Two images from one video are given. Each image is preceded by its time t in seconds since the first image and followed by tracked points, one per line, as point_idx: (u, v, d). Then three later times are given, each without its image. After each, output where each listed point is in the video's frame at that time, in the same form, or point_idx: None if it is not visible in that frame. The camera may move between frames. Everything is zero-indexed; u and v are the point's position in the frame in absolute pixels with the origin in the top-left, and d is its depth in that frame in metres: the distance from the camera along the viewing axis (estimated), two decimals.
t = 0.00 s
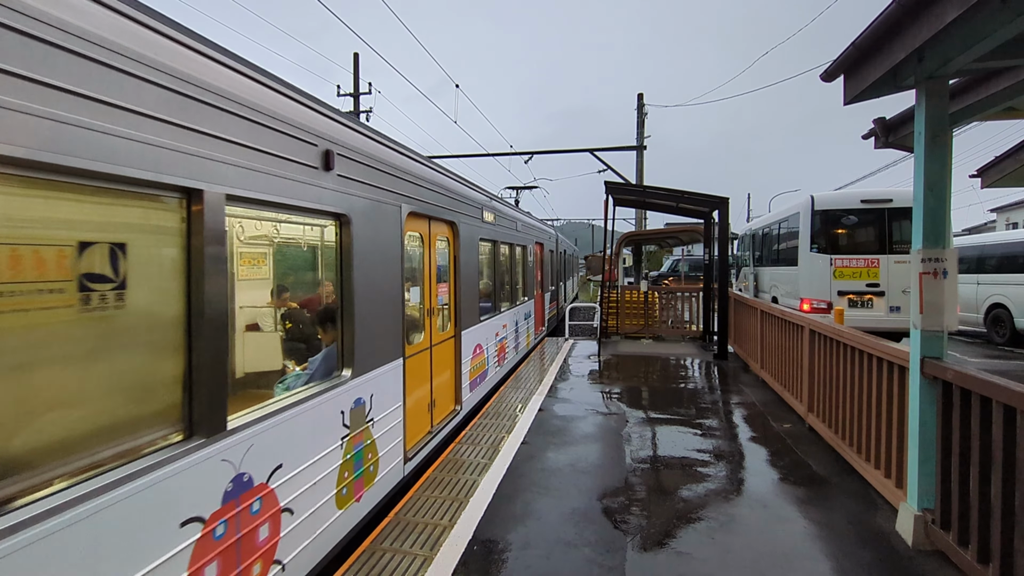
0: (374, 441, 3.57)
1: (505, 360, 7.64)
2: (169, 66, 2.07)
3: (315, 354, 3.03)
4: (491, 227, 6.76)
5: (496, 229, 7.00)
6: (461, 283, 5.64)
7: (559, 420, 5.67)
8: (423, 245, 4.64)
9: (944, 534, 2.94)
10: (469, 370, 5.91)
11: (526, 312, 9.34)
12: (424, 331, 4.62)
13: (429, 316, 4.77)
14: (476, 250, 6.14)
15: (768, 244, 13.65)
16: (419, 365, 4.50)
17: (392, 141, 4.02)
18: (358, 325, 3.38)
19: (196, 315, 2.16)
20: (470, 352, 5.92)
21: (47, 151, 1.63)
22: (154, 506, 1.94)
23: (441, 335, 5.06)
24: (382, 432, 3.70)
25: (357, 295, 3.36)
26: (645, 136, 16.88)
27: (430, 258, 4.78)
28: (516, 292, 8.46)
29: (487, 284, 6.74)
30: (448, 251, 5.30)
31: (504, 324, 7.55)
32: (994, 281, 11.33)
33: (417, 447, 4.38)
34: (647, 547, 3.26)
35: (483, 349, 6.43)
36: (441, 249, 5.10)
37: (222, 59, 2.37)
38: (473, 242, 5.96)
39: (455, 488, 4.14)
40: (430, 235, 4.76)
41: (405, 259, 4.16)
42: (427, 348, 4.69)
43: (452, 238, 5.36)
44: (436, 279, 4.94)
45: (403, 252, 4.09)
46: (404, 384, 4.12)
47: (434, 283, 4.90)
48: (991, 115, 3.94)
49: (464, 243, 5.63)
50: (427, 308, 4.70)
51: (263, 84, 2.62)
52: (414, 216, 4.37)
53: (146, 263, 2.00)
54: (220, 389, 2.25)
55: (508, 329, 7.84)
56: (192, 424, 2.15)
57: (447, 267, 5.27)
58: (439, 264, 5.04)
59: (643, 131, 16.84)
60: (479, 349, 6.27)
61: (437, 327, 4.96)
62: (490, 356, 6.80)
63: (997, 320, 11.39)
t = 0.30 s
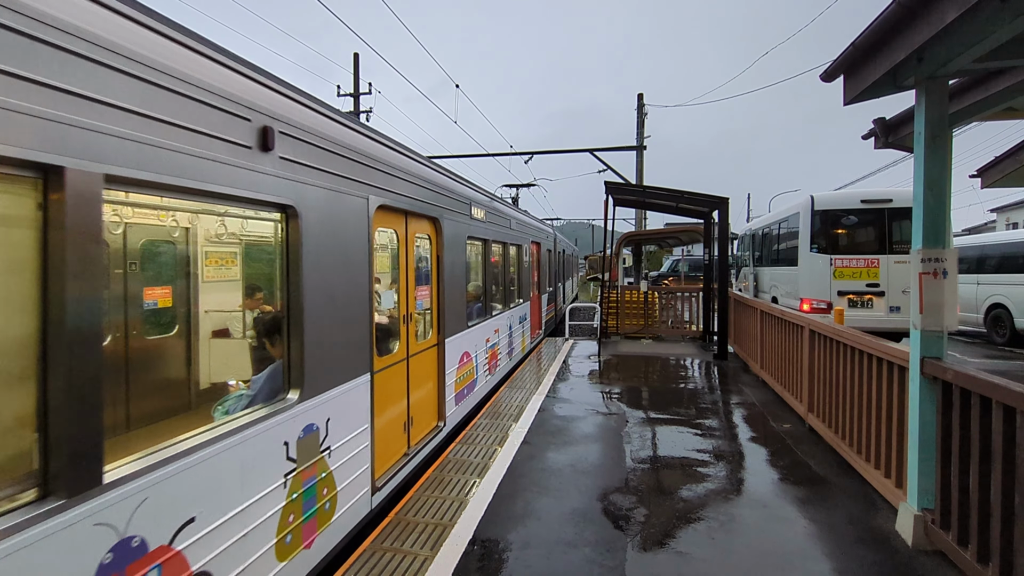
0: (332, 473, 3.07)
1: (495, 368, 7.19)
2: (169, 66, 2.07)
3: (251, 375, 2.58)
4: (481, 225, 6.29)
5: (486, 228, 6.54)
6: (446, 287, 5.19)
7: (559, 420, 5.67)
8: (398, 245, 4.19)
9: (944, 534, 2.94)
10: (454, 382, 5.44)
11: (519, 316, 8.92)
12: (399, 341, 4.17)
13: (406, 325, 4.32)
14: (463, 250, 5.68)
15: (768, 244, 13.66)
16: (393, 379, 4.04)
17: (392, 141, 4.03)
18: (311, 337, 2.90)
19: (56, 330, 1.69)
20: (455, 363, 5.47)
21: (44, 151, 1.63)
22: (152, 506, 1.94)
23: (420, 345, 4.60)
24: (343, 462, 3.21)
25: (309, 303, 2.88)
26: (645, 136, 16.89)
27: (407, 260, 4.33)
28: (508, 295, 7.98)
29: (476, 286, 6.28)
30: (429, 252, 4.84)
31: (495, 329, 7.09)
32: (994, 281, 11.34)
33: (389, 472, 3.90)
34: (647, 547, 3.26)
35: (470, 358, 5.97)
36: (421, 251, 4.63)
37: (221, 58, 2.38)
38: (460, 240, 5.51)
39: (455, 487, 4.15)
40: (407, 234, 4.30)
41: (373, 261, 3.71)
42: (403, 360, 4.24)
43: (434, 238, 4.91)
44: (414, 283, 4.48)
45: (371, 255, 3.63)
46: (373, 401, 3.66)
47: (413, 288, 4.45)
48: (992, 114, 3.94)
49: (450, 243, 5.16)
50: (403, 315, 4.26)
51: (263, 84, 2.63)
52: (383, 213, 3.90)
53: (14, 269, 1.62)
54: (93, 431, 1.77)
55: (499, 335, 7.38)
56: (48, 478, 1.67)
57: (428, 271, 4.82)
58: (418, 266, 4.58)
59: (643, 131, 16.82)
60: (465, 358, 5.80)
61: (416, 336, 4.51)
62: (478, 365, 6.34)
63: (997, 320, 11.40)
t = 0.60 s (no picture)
0: (272, 518, 2.55)
1: (487, 376, 6.65)
2: (170, 67, 2.07)
3: (176, 396, 2.15)
4: (470, 222, 5.78)
5: (477, 225, 6.03)
6: (429, 292, 4.66)
7: (559, 420, 5.67)
8: (366, 241, 3.61)
9: (944, 534, 2.94)
10: (438, 395, 4.86)
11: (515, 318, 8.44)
12: (367, 352, 3.60)
13: (377, 332, 3.75)
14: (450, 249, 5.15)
15: (768, 244, 13.67)
16: (358, 397, 3.48)
17: (393, 142, 4.03)
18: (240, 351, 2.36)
19: None
20: (439, 373, 4.90)
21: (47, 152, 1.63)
22: (153, 506, 1.94)
23: (396, 355, 4.03)
24: (288, 501, 2.68)
25: (236, 311, 2.34)
26: (645, 136, 16.90)
27: (380, 258, 3.78)
28: (502, 298, 7.46)
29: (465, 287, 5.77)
30: (408, 249, 4.29)
31: (487, 334, 6.54)
32: (994, 281, 11.34)
33: (353, 506, 3.32)
34: (647, 547, 3.26)
35: (458, 367, 5.41)
36: (396, 248, 4.07)
37: (221, 58, 2.37)
38: (445, 237, 5.00)
39: (455, 488, 4.15)
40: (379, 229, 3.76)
41: (331, 260, 3.15)
42: (372, 373, 3.67)
43: (414, 234, 4.36)
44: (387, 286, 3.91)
45: (328, 253, 3.07)
46: (330, 425, 3.09)
47: (387, 290, 3.89)
48: (991, 115, 3.94)
49: (433, 241, 4.67)
50: (374, 321, 3.69)
51: (263, 85, 2.63)
52: (347, 205, 3.36)
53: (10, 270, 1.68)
54: None
55: (492, 340, 6.83)
56: None
57: (406, 271, 4.25)
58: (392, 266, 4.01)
59: (643, 131, 16.81)
60: (451, 368, 5.23)
61: (390, 345, 3.94)
62: (468, 373, 5.77)
63: (998, 320, 11.40)
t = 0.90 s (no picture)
0: None
1: (476, 385, 6.19)
2: (170, 67, 2.07)
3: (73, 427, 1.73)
4: (456, 219, 5.29)
5: (462, 225, 5.54)
6: (407, 297, 4.18)
7: (559, 420, 5.67)
8: (329, 240, 3.18)
9: (944, 534, 2.94)
10: (417, 410, 4.40)
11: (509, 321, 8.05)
12: (328, 366, 3.12)
13: (341, 343, 3.29)
14: (432, 250, 4.66)
15: (768, 244, 13.68)
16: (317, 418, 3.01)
17: (393, 142, 4.03)
18: (169, 370, 1.99)
19: None
20: (419, 385, 4.44)
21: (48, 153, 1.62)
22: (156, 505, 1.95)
23: (365, 369, 3.57)
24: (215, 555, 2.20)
25: (146, 320, 1.91)
26: (645, 136, 16.90)
27: (345, 259, 3.33)
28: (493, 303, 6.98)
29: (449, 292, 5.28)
30: (382, 250, 3.84)
31: (476, 340, 6.08)
32: (994, 281, 11.34)
33: (303, 550, 2.82)
34: (647, 547, 3.26)
35: (441, 378, 4.96)
36: (366, 247, 3.61)
37: (218, 57, 2.36)
38: (426, 237, 4.53)
39: (455, 487, 4.15)
40: (343, 226, 3.30)
41: (280, 257, 2.68)
42: (335, 391, 3.20)
43: (388, 233, 3.91)
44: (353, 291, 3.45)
45: (275, 254, 2.61)
46: (277, 453, 2.62)
47: (353, 296, 3.42)
48: (991, 115, 3.94)
49: (409, 240, 4.19)
50: (336, 331, 3.24)
51: (263, 84, 2.63)
52: (302, 198, 2.91)
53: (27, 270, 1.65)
54: None
55: (482, 347, 6.37)
56: None
57: (377, 277, 3.80)
58: (362, 268, 3.55)
59: (644, 131, 16.81)
60: (433, 380, 4.78)
61: (358, 358, 3.47)
62: (453, 384, 5.32)
63: (997, 320, 11.40)
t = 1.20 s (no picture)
0: None
1: (463, 397, 5.62)
2: (171, 67, 2.06)
3: None
4: (438, 213, 4.74)
5: (447, 221, 4.99)
6: (379, 300, 3.64)
7: (559, 420, 5.67)
8: (271, 236, 2.65)
9: (945, 534, 2.94)
10: (391, 430, 3.87)
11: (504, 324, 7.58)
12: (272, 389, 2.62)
13: (287, 360, 2.75)
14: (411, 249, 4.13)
15: (768, 244, 13.69)
16: (254, 452, 2.47)
17: (393, 141, 4.03)
18: (126, 384, 1.80)
19: None
20: (394, 402, 3.91)
21: (53, 154, 1.62)
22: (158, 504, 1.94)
23: (324, 388, 3.04)
24: None
25: (24, 342, 1.50)
26: (645, 136, 16.92)
27: (295, 259, 2.81)
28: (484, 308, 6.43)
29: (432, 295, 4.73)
30: (347, 249, 3.31)
31: (463, 347, 5.51)
32: (994, 282, 11.34)
33: None
34: (648, 548, 3.26)
35: (422, 392, 4.40)
36: (325, 245, 3.08)
37: (217, 56, 2.35)
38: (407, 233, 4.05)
39: (455, 488, 4.15)
40: (290, 220, 2.77)
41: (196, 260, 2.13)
42: (280, 416, 2.67)
43: (354, 229, 3.37)
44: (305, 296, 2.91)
45: (189, 254, 2.08)
46: (191, 507, 2.09)
47: (304, 302, 2.88)
48: (991, 115, 3.95)
49: (381, 237, 3.64)
50: (281, 346, 2.71)
51: (263, 84, 2.62)
52: (230, 183, 2.37)
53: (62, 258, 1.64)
54: None
55: (470, 355, 5.80)
56: None
57: (342, 280, 3.25)
58: (318, 270, 3.02)
59: (644, 131, 16.82)
60: (414, 395, 4.23)
61: (312, 375, 2.94)
62: (436, 398, 4.75)
63: (997, 320, 11.41)
